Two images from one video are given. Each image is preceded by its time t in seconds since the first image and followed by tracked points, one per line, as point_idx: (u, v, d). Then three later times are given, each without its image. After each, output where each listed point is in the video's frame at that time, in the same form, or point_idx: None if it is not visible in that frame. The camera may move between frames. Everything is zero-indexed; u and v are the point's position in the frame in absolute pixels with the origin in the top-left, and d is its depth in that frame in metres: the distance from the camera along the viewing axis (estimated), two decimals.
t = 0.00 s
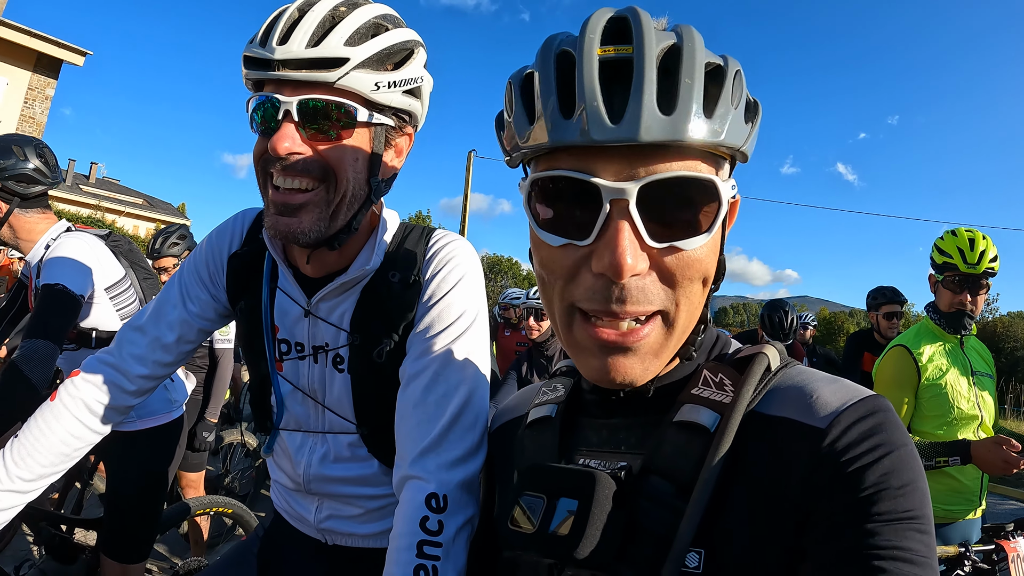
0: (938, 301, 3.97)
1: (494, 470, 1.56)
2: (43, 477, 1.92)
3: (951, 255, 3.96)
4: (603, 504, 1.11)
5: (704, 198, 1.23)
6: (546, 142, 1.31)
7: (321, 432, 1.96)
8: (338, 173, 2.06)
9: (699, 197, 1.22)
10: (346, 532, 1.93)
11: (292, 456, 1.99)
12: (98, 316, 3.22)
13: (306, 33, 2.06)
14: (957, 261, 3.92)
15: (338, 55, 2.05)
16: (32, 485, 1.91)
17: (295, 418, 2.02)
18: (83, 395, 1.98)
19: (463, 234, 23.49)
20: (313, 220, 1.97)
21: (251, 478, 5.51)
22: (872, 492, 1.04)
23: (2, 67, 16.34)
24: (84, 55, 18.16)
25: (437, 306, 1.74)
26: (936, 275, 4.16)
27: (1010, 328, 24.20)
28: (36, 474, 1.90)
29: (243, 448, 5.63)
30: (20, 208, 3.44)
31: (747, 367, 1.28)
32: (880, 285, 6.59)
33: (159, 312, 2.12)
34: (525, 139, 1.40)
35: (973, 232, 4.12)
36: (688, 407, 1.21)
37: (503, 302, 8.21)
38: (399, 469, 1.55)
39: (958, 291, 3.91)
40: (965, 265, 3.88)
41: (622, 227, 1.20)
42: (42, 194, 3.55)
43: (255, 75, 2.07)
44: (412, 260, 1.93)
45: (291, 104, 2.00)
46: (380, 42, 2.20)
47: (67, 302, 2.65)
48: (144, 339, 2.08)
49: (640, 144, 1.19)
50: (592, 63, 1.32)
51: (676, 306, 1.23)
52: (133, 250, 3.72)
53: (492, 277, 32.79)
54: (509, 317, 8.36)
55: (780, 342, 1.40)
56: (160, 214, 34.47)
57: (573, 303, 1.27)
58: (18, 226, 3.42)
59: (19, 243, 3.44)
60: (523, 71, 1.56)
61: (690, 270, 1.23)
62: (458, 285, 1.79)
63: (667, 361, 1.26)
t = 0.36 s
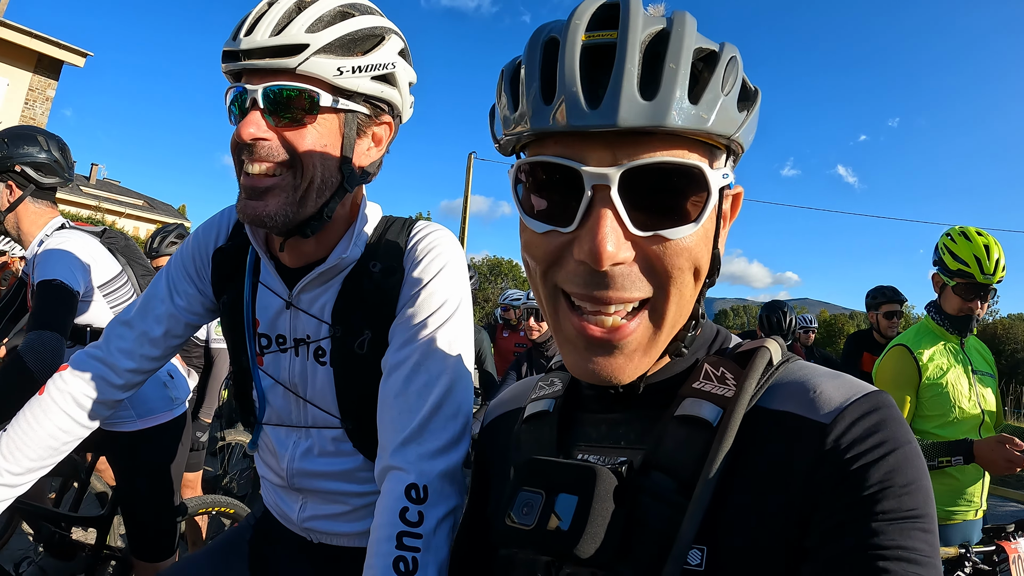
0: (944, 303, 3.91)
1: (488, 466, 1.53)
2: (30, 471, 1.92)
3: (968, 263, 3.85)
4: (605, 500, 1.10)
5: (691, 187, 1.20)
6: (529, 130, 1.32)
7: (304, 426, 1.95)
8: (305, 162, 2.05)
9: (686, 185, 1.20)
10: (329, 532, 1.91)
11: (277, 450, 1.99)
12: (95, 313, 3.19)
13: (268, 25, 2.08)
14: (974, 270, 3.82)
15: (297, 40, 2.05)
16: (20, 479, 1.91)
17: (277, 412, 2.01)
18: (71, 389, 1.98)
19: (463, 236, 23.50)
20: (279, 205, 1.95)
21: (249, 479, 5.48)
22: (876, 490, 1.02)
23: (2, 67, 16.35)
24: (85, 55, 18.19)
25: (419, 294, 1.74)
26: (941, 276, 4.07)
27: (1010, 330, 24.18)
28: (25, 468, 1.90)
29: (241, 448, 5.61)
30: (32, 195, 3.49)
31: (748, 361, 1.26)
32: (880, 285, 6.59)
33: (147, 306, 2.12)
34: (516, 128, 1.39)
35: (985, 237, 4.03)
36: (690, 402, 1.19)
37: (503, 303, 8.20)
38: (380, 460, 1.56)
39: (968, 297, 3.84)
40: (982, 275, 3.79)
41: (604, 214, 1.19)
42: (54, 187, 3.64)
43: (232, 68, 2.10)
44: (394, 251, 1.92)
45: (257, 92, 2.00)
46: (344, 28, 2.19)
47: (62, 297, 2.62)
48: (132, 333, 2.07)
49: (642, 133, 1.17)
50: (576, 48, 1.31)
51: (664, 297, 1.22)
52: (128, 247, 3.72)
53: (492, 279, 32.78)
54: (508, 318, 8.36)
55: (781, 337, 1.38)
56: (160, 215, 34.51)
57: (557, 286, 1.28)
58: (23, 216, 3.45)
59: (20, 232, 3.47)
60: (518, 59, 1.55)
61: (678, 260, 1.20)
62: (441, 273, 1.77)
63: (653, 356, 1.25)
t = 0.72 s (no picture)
0: (952, 312, 3.84)
1: (482, 465, 1.52)
2: (16, 468, 1.92)
3: (987, 280, 3.72)
4: (601, 498, 1.09)
5: (699, 189, 1.20)
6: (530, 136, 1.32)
7: (284, 424, 1.94)
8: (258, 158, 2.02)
9: (692, 189, 1.20)
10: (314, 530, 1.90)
11: (259, 449, 1.98)
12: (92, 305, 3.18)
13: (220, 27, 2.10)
14: (992, 288, 3.71)
15: (241, 40, 2.05)
16: (7, 476, 1.91)
17: (257, 411, 2.00)
18: (56, 386, 1.98)
19: (462, 237, 23.51)
20: (234, 200, 1.94)
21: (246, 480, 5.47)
22: (871, 488, 1.01)
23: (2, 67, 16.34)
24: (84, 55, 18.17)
25: (393, 286, 1.73)
26: (949, 280, 3.95)
27: (1009, 333, 24.20)
28: (11, 465, 1.91)
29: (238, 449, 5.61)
30: (48, 186, 3.50)
31: (744, 360, 1.26)
32: (881, 288, 6.60)
33: (130, 305, 2.11)
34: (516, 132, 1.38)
35: (1001, 250, 3.92)
36: (686, 400, 1.19)
37: (501, 305, 8.21)
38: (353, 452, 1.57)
39: (978, 310, 3.78)
40: (998, 293, 3.71)
41: (612, 220, 1.18)
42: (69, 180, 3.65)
43: (197, 73, 2.11)
44: (366, 246, 1.91)
45: (208, 93, 2.03)
46: (295, 26, 2.17)
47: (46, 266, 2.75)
48: (115, 332, 2.07)
49: (648, 137, 1.17)
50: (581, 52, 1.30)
51: (670, 297, 1.21)
52: (133, 246, 3.71)
53: (491, 280, 32.78)
54: (507, 320, 8.36)
55: (776, 336, 1.38)
56: (159, 216, 34.48)
57: (560, 286, 1.28)
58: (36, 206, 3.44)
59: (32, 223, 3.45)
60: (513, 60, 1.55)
61: (686, 261, 1.20)
62: (413, 266, 1.76)
63: (653, 351, 1.24)
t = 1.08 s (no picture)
0: (954, 318, 3.82)
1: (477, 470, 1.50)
2: (9, 475, 1.90)
3: (990, 288, 3.71)
4: (601, 505, 1.07)
5: (634, 151, 1.24)
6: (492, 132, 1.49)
7: (279, 431, 1.92)
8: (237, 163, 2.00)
9: (631, 151, 1.24)
10: (310, 535, 1.88)
11: (254, 456, 1.96)
12: (93, 300, 3.14)
13: (207, 37, 2.12)
14: (995, 296, 3.70)
15: (225, 48, 2.05)
16: None
17: (253, 419, 1.98)
18: (50, 393, 1.96)
19: (462, 240, 23.48)
20: (219, 207, 1.95)
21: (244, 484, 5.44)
22: (878, 501, 1.01)
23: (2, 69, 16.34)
24: (84, 56, 18.15)
25: (386, 291, 1.71)
26: (952, 287, 3.92)
27: (1008, 336, 24.20)
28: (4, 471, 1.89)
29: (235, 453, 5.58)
30: (50, 189, 3.48)
31: (751, 370, 1.24)
32: (881, 292, 6.59)
33: (124, 313, 2.10)
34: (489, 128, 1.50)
35: (1006, 256, 3.90)
36: (691, 407, 1.17)
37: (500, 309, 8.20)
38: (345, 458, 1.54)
39: (981, 317, 3.76)
40: (1002, 301, 3.70)
41: (549, 184, 1.26)
42: (69, 183, 3.64)
43: (190, 81, 2.12)
44: (361, 253, 1.88)
45: (198, 100, 2.02)
46: (281, 31, 2.16)
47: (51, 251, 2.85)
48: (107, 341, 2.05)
49: (605, 100, 1.26)
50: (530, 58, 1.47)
51: (620, 268, 1.21)
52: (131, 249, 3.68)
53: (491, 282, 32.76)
54: (507, 324, 8.34)
55: (781, 346, 1.36)
56: (158, 217, 34.46)
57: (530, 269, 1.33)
58: (36, 208, 3.45)
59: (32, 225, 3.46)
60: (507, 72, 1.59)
61: (625, 223, 1.20)
62: (409, 274, 1.73)
63: (624, 330, 1.22)
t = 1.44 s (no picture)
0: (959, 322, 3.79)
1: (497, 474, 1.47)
2: (19, 476, 1.88)
3: (994, 293, 3.68)
4: (628, 507, 1.04)
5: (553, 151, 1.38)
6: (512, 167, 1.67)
7: (294, 434, 1.89)
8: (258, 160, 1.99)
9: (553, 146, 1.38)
10: (321, 544, 1.85)
11: (267, 459, 1.93)
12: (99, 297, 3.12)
13: (231, 31, 2.10)
14: (999, 301, 3.67)
15: (253, 44, 2.04)
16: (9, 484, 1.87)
17: (267, 421, 1.95)
18: (61, 394, 1.92)
19: (463, 243, 23.46)
20: (243, 206, 1.92)
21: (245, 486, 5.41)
22: (910, 511, 0.99)
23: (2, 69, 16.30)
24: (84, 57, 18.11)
25: (410, 294, 1.68)
26: (958, 291, 3.90)
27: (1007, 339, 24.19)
28: (14, 472, 1.87)
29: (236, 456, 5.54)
30: (47, 194, 3.45)
31: (783, 375, 1.21)
32: (884, 295, 6.56)
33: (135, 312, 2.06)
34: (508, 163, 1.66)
35: (1012, 260, 3.88)
36: (722, 410, 1.14)
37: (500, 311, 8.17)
38: (367, 465, 1.52)
39: (986, 321, 3.74)
40: (1007, 307, 3.67)
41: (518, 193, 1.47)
42: (66, 185, 3.61)
43: (212, 76, 2.10)
44: (382, 253, 1.86)
45: (221, 96, 2.02)
46: (310, 29, 2.14)
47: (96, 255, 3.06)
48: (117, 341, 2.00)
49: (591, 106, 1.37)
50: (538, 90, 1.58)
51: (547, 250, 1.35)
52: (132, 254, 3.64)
53: (490, 284, 32.73)
54: (507, 327, 8.31)
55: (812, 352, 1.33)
56: (158, 219, 34.41)
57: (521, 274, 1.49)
58: (36, 213, 3.41)
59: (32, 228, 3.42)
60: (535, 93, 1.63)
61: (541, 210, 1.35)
62: (432, 279, 1.70)
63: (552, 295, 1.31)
